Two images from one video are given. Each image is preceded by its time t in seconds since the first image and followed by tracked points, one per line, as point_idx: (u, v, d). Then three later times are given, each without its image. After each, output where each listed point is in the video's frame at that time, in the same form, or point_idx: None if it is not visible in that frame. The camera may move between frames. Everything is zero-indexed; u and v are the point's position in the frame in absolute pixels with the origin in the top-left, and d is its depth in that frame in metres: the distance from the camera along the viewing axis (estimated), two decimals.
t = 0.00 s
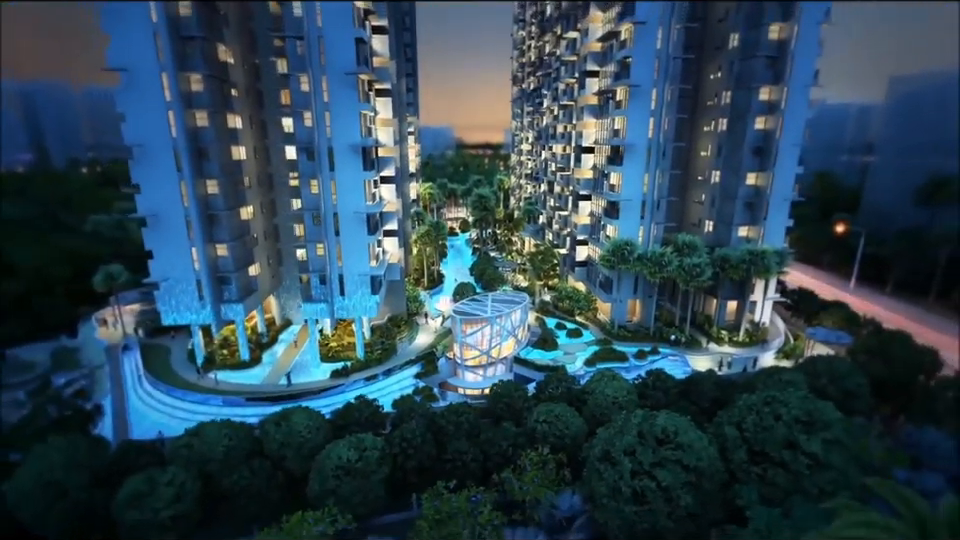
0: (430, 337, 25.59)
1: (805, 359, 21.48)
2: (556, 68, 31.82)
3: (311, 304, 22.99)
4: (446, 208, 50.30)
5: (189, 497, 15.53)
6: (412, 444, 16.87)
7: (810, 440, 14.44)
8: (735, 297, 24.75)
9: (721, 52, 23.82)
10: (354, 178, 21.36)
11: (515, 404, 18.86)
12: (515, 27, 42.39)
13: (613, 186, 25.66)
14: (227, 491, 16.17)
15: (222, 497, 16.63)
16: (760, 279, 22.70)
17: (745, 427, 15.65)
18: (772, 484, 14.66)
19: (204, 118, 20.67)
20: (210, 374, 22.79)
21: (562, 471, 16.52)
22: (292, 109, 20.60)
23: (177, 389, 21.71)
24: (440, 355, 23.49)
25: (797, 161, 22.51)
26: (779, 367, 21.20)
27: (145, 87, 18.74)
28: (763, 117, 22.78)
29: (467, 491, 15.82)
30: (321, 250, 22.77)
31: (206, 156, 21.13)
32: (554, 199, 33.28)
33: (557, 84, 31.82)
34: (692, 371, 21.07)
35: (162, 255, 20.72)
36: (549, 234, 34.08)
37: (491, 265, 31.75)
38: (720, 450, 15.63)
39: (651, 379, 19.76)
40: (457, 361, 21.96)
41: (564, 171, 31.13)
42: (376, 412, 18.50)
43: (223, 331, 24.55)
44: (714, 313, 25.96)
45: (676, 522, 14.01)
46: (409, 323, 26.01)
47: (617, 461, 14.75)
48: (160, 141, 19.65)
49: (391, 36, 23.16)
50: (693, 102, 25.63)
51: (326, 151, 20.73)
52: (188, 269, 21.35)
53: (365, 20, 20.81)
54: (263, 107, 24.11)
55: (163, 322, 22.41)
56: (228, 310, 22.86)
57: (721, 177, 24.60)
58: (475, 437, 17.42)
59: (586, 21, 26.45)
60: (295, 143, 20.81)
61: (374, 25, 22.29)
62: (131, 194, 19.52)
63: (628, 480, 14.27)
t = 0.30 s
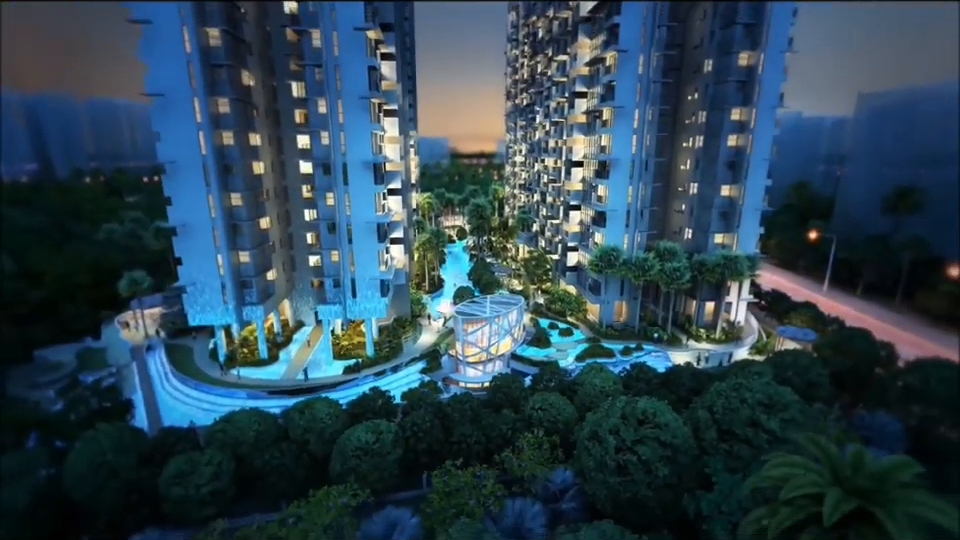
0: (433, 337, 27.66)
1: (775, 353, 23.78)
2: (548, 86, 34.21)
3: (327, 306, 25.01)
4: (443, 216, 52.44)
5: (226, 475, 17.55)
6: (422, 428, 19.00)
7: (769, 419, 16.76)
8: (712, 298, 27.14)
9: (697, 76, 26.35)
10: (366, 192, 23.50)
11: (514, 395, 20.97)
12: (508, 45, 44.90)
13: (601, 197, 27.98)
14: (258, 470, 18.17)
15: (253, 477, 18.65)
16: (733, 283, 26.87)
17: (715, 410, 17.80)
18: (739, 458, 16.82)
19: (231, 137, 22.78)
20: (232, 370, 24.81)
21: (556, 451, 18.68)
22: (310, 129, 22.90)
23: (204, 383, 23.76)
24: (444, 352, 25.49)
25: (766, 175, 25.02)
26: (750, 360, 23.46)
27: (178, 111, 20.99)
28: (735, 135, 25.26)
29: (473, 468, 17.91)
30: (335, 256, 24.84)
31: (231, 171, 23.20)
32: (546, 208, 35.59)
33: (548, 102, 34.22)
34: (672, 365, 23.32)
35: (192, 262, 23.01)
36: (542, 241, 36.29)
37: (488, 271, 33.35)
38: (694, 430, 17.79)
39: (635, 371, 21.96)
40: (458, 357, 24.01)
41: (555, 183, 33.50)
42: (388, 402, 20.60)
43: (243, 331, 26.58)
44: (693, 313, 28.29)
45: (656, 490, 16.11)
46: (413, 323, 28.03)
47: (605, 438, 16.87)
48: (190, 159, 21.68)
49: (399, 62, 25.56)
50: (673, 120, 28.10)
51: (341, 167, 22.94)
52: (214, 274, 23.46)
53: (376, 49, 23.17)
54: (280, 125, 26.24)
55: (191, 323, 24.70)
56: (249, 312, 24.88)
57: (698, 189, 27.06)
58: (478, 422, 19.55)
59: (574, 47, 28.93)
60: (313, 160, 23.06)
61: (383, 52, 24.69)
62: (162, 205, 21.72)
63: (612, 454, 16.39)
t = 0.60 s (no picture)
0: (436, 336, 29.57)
1: (751, 349, 25.98)
2: (540, 102, 36.38)
3: (338, 308, 27.18)
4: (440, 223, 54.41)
5: (253, 461, 19.37)
6: (429, 418, 21.01)
7: (740, 406, 18.91)
8: (694, 299, 29.65)
9: (678, 95, 28.61)
10: (375, 203, 25.59)
11: (513, 388, 22.97)
12: (502, 61, 47.12)
13: (590, 207, 30.19)
14: (282, 456, 20.04)
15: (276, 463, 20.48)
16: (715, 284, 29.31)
17: (694, 399, 19.87)
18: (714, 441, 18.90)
19: (250, 153, 24.80)
20: (249, 369, 26.61)
21: (551, 438, 20.65)
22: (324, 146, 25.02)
23: (224, 381, 25.57)
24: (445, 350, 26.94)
25: (742, 187, 27.37)
26: (728, 356, 25.60)
27: (203, 130, 22.91)
28: (713, 149, 27.53)
29: (476, 453, 19.85)
30: (346, 262, 27.26)
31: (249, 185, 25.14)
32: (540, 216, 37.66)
33: (541, 117, 36.37)
34: (656, 361, 25.39)
35: (213, 268, 24.89)
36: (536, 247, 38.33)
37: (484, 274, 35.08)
38: (675, 417, 19.84)
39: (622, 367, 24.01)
40: (460, 356, 25.93)
41: (549, 193, 35.62)
42: (397, 396, 22.52)
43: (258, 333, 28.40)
44: (678, 314, 30.84)
45: (640, 470, 18.05)
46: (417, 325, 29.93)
47: (594, 424, 18.77)
48: (213, 173, 23.69)
49: (403, 83, 27.67)
50: (657, 136, 30.32)
51: (352, 180, 24.98)
52: (234, 279, 25.46)
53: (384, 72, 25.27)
54: (293, 140, 28.15)
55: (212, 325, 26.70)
56: (265, 314, 26.80)
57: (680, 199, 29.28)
58: (481, 412, 21.52)
59: (565, 68, 31.15)
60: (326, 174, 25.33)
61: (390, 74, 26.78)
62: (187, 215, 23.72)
63: (601, 438, 18.31)
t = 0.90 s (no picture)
0: (437, 338, 31.92)
1: (726, 347, 28.54)
2: (533, 119, 38.79)
3: (349, 311, 29.26)
4: (437, 231, 56.71)
5: (279, 449, 21.47)
6: (437, 409, 23.34)
7: (712, 395, 21.45)
8: (676, 301, 31.93)
9: (659, 115, 31.20)
10: (383, 215, 27.89)
11: (511, 383, 25.30)
12: (495, 77, 49.65)
13: (580, 218, 32.71)
14: (305, 444, 22.24)
15: (298, 452, 22.61)
16: (694, 287, 31.69)
17: (673, 390, 22.34)
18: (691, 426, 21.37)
19: (269, 170, 26.91)
20: (267, 368, 28.72)
21: (547, 426, 22.97)
22: (337, 163, 27.43)
23: (244, 379, 27.68)
24: (448, 351, 29.71)
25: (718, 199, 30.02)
26: (705, 352, 28.17)
27: (226, 149, 25.44)
28: (691, 165, 30.14)
29: (480, 439, 22.03)
30: (357, 269, 29.51)
31: (268, 199, 27.28)
32: (532, 225, 40.04)
33: (533, 132, 38.77)
34: (640, 358, 27.89)
35: (236, 276, 27.21)
36: (529, 254, 40.69)
37: (481, 280, 37.87)
38: (656, 407, 22.20)
39: (610, 363, 26.44)
40: (461, 355, 28.21)
41: (540, 204, 37.97)
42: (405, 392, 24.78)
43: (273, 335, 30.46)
44: (660, 315, 33.03)
45: (625, 452, 20.39)
46: (419, 327, 32.24)
47: (584, 412, 21.14)
48: (235, 188, 26.04)
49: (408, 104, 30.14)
50: (641, 151, 32.88)
51: (363, 195, 27.33)
52: (253, 285, 27.60)
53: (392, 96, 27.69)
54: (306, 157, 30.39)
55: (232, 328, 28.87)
56: (281, 317, 28.87)
57: (661, 211, 31.85)
58: (483, 404, 23.85)
59: (556, 89, 33.68)
60: (339, 189, 27.55)
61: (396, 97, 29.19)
62: (211, 225, 26.12)
63: (591, 424, 20.63)
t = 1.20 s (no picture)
0: (439, 339, 33.99)
1: (707, 345, 30.87)
2: (526, 133, 41.00)
3: (357, 314, 31.34)
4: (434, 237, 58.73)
5: (298, 441, 23.42)
6: (442, 404, 25.41)
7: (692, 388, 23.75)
8: (661, 304, 34.07)
9: (644, 130, 33.58)
10: (390, 225, 30.00)
11: (509, 380, 27.41)
12: (490, 90, 51.91)
13: (572, 226, 34.93)
14: (322, 436, 24.23)
15: (315, 444, 24.54)
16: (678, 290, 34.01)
17: (657, 384, 24.59)
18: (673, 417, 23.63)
19: (283, 183, 28.86)
20: (280, 368, 30.58)
21: (543, 419, 25.11)
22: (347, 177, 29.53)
23: (260, 378, 29.57)
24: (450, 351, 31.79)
25: (698, 209, 32.47)
26: (688, 351, 30.48)
27: (244, 164, 27.51)
28: (674, 177, 32.58)
29: (482, 431, 24.04)
30: (364, 275, 31.37)
31: (283, 210, 29.24)
32: (526, 232, 42.17)
33: (527, 145, 40.97)
34: (628, 356, 30.11)
35: (252, 282, 29.19)
36: (523, 260, 42.83)
37: (478, 285, 39.96)
38: (642, 400, 24.41)
39: (600, 361, 28.62)
40: (462, 355, 30.29)
41: (534, 213, 40.15)
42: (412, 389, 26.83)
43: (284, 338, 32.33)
44: (646, 317, 35.16)
45: (614, 439, 22.52)
46: (422, 330, 34.10)
47: (577, 404, 23.29)
48: (252, 200, 28.04)
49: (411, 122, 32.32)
50: (628, 164, 35.23)
51: (371, 206, 29.44)
52: (268, 290, 29.60)
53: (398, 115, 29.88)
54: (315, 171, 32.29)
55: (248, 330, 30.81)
56: (293, 321, 30.83)
57: (647, 220, 34.21)
58: (484, 400, 25.95)
59: (548, 105, 36.01)
60: (349, 200, 29.49)
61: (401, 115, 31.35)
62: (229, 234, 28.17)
63: (583, 415, 22.75)
